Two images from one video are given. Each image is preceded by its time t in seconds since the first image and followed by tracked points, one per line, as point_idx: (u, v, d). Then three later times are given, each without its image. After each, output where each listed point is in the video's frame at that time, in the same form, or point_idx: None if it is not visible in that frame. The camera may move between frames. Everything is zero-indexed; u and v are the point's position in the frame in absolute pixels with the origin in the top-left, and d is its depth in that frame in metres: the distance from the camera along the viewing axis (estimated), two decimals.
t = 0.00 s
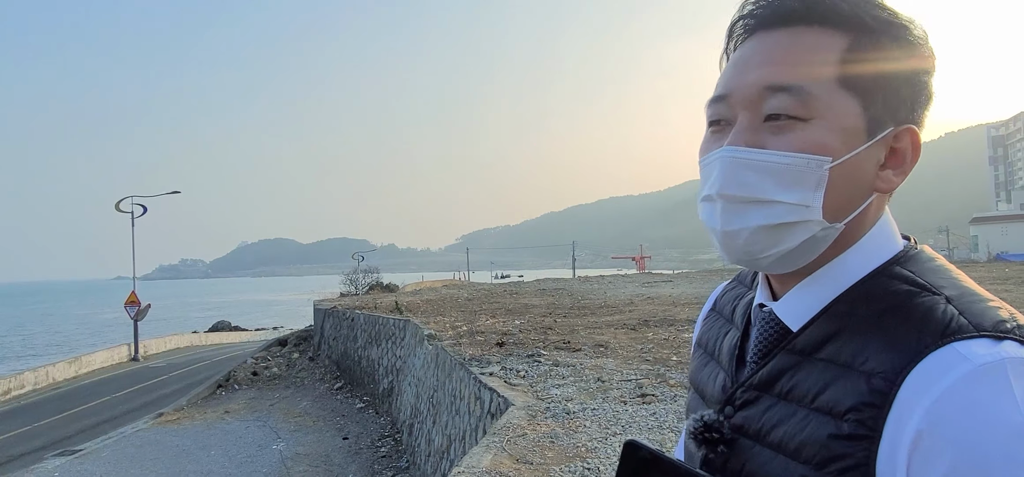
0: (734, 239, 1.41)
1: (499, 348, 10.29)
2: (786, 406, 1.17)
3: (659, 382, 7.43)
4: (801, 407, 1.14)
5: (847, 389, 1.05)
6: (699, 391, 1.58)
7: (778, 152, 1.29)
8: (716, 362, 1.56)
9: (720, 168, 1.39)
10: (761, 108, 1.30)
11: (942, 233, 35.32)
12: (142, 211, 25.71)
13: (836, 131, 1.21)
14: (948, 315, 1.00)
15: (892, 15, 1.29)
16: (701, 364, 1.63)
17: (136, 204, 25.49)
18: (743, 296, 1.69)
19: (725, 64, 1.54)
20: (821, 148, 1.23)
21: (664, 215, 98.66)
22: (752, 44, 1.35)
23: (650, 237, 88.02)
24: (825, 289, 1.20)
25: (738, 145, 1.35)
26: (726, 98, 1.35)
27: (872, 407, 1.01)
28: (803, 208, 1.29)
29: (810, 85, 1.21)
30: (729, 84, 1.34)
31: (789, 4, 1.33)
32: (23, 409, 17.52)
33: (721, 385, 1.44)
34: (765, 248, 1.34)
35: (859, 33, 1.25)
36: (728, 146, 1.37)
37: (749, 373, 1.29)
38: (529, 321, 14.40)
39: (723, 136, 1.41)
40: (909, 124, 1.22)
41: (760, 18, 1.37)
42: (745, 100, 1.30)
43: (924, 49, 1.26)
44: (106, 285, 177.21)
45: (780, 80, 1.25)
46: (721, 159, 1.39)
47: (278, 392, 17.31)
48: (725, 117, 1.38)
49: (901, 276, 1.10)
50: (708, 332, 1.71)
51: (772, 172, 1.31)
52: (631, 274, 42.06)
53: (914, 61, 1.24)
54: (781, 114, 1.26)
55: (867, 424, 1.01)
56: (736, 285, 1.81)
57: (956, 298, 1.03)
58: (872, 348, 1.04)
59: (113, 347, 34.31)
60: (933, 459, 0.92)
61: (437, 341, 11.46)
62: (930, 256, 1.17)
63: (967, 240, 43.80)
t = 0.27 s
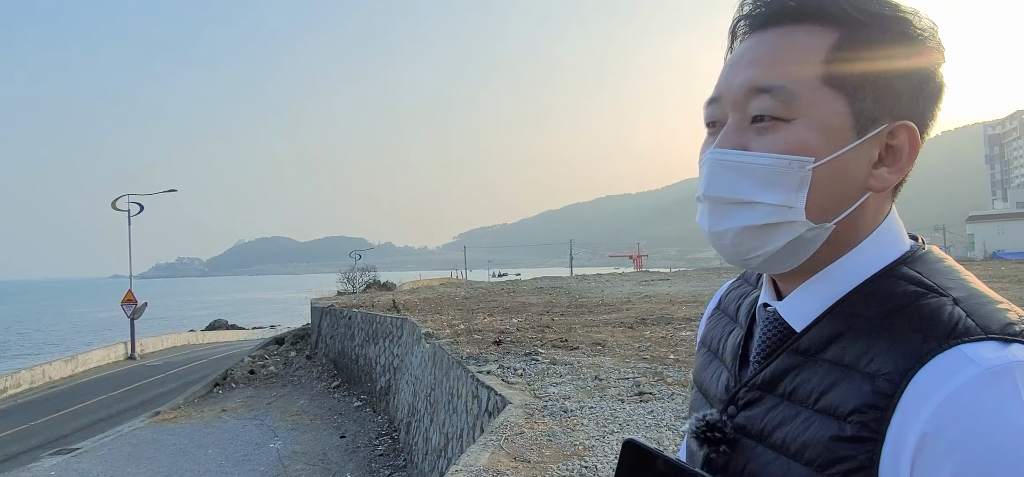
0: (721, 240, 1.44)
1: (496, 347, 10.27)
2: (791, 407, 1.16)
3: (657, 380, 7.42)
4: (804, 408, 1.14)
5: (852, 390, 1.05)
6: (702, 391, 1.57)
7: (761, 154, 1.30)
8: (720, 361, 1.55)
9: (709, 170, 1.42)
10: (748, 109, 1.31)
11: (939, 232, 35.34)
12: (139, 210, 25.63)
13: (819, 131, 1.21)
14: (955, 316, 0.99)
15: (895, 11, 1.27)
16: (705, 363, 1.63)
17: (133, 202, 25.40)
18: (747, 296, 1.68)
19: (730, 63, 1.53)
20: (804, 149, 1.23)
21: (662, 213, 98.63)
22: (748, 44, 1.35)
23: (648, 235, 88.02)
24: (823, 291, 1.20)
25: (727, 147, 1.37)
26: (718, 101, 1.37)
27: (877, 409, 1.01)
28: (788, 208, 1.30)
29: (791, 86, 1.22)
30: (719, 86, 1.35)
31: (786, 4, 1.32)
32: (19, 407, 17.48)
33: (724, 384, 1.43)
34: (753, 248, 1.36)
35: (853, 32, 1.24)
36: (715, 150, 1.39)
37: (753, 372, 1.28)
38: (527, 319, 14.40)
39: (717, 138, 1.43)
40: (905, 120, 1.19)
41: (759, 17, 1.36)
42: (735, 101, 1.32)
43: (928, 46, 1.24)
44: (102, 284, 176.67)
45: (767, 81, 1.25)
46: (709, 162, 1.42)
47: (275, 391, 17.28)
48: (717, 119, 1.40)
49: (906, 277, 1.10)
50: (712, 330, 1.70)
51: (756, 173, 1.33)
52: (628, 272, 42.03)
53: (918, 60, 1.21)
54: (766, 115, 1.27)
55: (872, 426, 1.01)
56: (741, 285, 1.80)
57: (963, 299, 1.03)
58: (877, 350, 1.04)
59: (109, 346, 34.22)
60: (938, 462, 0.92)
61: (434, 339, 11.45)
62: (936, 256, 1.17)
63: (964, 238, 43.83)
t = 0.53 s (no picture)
0: (716, 233, 1.46)
1: (494, 345, 10.27)
2: (790, 401, 1.16)
3: (654, 378, 7.43)
4: (803, 403, 1.14)
5: (852, 385, 1.05)
6: (702, 384, 1.58)
7: (754, 146, 1.31)
8: (719, 355, 1.56)
9: (701, 163, 1.44)
10: (742, 102, 1.31)
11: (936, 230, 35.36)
12: (135, 208, 25.56)
13: (811, 123, 1.21)
14: (957, 309, 0.99)
15: None
16: (705, 356, 1.63)
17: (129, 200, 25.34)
18: (747, 288, 1.69)
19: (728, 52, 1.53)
20: (795, 141, 1.24)
21: (659, 211, 98.66)
22: (745, 35, 1.35)
23: (645, 233, 88.03)
24: (821, 283, 1.20)
25: (721, 140, 1.37)
26: (713, 94, 1.37)
27: (876, 405, 1.01)
28: (780, 202, 1.31)
29: (784, 78, 1.22)
30: (714, 78, 1.36)
31: None
32: (16, 406, 17.43)
33: (724, 378, 1.44)
34: (747, 242, 1.38)
35: (847, 22, 1.23)
36: (707, 143, 1.41)
37: (752, 367, 1.29)
38: (524, 317, 14.40)
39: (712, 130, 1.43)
40: (903, 110, 1.18)
41: (755, 8, 1.36)
42: (729, 94, 1.32)
43: (930, 36, 1.23)
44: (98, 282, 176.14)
45: (758, 73, 1.26)
46: (702, 156, 1.44)
47: (273, 389, 17.26)
48: (713, 112, 1.41)
49: (908, 269, 1.09)
50: (713, 323, 1.71)
51: (749, 166, 1.33)
52: (626, 270, 42.03)
53: (920, 54, 1.20)
54: (758, 107, 1.27)
55: (872, 422, 1.01)
56: (741, 277, 1.80)
57: (966, 292, 1.02)
58: (877, 344, 1.04)
59: (105, 344, 34.13)
60: (941, 460, 0.92)
61: (432, 337, 11.44)
62: (938, 247, 1.16)
63: (960, 236, 43.87)
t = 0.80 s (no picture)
0: (705, 229, 1.44)
1: (490, 343, 10.25)
2: (784, 399, 1.15)
3: (651, 376, 7.42)
4: (798, 401, 1.12)
5: (846, 381, 1.03)
6: (699, 381, 1.56)
7: (741, 139, 1.29)
8: (715, 351, 1.54)
9: (689, 158, 1.42)
10: (728, 94, 1.30)
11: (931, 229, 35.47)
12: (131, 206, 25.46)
13: (799, 114, 1.19)
14: (955, 301, 0.97)
15: None
16: (701, 352, 1.61)
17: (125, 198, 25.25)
18: (743, 282, 1.67)
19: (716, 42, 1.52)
20: (783, 133, 1.22)
21: (656, 210, 98.74)
22: (729, 25, 1.33)
23: (642, 232, 88.09)
24: (816, 278, 1.18)
25: (707, 134, 1.36)
26: (699, 87, 1.36)
27: (872, 402, 0.99)
28: (769, 196, 1.30)
29: (769, 70, 1.21)
30: (699, 71, 1.34)
31: None
32: (11, 405, 17.36)
33: (719, 375, 1.42)
34: (737, 238, 1.36)
35: (834, 10, 1.21)
36: (694, 138, 1.39)
37: (746, 364, 1.27)
38: (521, 315, 14.38)
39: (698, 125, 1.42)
40: (895, 98, 1.16)
41: None
42: (715, 87, 1.30)
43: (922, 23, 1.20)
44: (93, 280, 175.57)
45: (743, 65, 1.24)
46: (689, 151, 1.42)
47: (269, 388, 17.22)
48: (700, 104, 1.39)
49: (904, 260, 1.07)
50: (709, 318, 1.69)
51: (738, 159, 1.31)
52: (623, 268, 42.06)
53: (911, 44, 1.17)
54: (746, 98, 1.25)
55: (867, 419, 0.99)
56: (738, 271, 1.78)
57: (964, 284, 1.00)
58: (872, 338, 1.02)
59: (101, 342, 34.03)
60: (934, 459, 0.90)
61: (428, 335, 11.42)
62: (938, 238, 1.14)
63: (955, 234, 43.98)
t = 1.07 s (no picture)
0: (699, 216, 1.38)
1: (488, 341, 10.20)
2: (782, 392, 1.10)
3: (649, 374, 7.38)
4: (796, 393, 1.07)
5: (848, 371, 0.98)
6: (687, 379, 1.51)
7: (739, 121, 1.25)
8: (704, 348, 1.49)
9: (684, 140, 1.37)
10: (725, 75, 1.25)
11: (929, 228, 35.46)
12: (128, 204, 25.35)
13: (801, 95, 1.15)
14: (959, 287, 0.93)
15: None
16: (689, 350, 1.56)
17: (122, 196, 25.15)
18: (732, 278, 1.62)
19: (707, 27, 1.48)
20: (785, 114, 1.17)
21: (654, 208, 98.71)
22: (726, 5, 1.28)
23: (640, 230, 88.04)
24: (812, 267, 1.13)
25: (703, 116, 1.31)
26: (694, 68, 1.31)
27: (876, 390, 0.94)
28: (768, 180, 1.25)
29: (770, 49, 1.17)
30: (695, 52, 1.30)
31: None
32: (6, 403, 17.28)
33: (710, 371, 1.36)
34: (734, 224, 1.30)
35: None
36: (690, 119, 1.34)
37: (739, 358, 1.22)
38: (519, 314, 14.34)
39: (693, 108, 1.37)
40: (896, 81, 1.11)
41: None
42: (712, 67, 1.26)
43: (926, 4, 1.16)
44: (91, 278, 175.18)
45: (742, 44, 1.20)
46: (684, 133, 1.37)
47: (266, 386, 17.14)
48: (694, 87, 1.35)
49: (904, 247, 1.03)
50: (696, 316, 1.64)
51: (735, 142, 1.27)
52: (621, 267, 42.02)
53: (914, 25, 1.14)
54: (745, 78, 1.21)
55: (872, 409, 0.94)
56: (725, 267, 1.73)
57: (967, 269, 0.96)
58: (873, 327, 0.98)
59: (98, 340, 33.92)
60: (946, 450, 0.85)
61: (425, 333, 11.37)
62: (935, 226, 1.10)
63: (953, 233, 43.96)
